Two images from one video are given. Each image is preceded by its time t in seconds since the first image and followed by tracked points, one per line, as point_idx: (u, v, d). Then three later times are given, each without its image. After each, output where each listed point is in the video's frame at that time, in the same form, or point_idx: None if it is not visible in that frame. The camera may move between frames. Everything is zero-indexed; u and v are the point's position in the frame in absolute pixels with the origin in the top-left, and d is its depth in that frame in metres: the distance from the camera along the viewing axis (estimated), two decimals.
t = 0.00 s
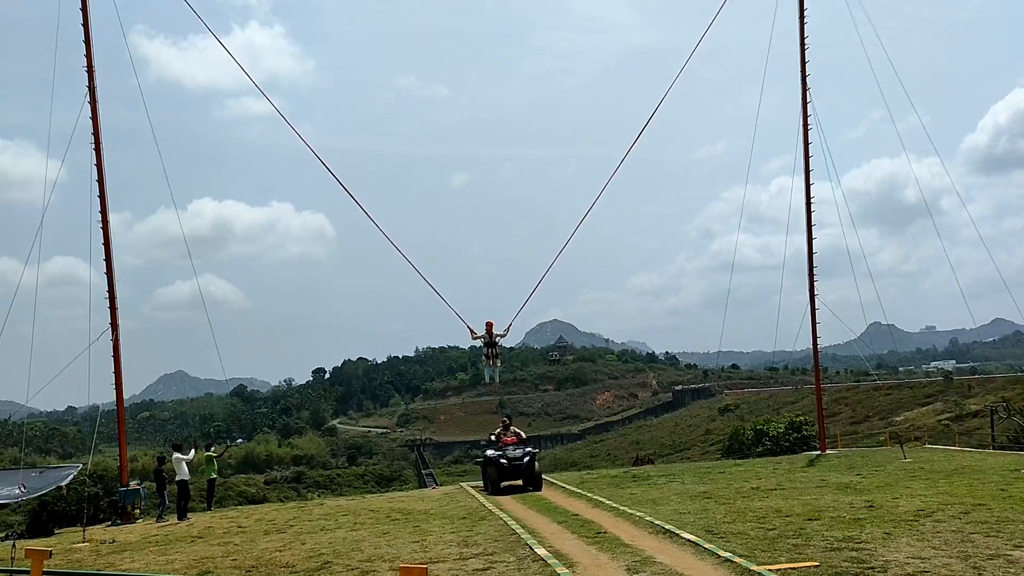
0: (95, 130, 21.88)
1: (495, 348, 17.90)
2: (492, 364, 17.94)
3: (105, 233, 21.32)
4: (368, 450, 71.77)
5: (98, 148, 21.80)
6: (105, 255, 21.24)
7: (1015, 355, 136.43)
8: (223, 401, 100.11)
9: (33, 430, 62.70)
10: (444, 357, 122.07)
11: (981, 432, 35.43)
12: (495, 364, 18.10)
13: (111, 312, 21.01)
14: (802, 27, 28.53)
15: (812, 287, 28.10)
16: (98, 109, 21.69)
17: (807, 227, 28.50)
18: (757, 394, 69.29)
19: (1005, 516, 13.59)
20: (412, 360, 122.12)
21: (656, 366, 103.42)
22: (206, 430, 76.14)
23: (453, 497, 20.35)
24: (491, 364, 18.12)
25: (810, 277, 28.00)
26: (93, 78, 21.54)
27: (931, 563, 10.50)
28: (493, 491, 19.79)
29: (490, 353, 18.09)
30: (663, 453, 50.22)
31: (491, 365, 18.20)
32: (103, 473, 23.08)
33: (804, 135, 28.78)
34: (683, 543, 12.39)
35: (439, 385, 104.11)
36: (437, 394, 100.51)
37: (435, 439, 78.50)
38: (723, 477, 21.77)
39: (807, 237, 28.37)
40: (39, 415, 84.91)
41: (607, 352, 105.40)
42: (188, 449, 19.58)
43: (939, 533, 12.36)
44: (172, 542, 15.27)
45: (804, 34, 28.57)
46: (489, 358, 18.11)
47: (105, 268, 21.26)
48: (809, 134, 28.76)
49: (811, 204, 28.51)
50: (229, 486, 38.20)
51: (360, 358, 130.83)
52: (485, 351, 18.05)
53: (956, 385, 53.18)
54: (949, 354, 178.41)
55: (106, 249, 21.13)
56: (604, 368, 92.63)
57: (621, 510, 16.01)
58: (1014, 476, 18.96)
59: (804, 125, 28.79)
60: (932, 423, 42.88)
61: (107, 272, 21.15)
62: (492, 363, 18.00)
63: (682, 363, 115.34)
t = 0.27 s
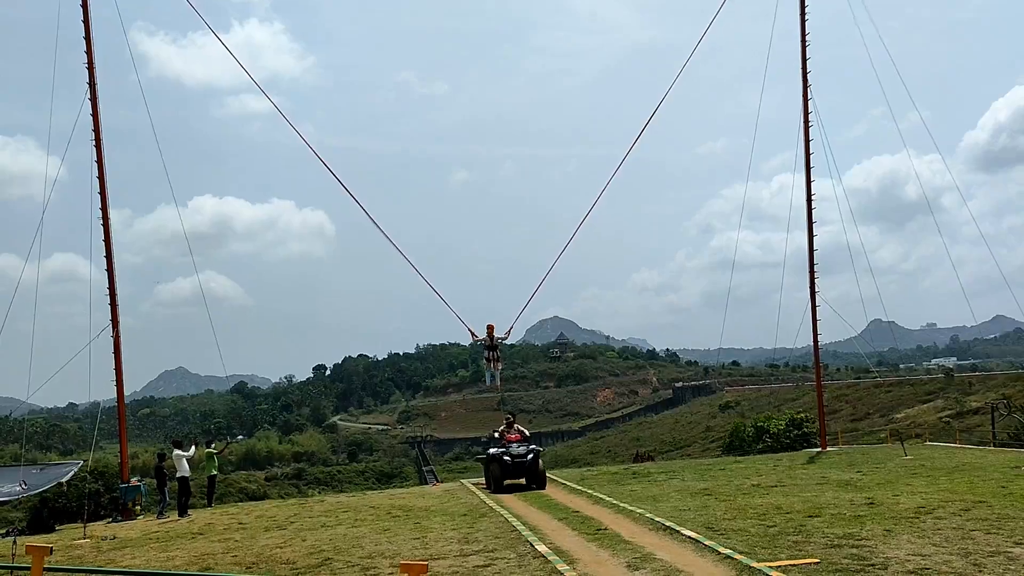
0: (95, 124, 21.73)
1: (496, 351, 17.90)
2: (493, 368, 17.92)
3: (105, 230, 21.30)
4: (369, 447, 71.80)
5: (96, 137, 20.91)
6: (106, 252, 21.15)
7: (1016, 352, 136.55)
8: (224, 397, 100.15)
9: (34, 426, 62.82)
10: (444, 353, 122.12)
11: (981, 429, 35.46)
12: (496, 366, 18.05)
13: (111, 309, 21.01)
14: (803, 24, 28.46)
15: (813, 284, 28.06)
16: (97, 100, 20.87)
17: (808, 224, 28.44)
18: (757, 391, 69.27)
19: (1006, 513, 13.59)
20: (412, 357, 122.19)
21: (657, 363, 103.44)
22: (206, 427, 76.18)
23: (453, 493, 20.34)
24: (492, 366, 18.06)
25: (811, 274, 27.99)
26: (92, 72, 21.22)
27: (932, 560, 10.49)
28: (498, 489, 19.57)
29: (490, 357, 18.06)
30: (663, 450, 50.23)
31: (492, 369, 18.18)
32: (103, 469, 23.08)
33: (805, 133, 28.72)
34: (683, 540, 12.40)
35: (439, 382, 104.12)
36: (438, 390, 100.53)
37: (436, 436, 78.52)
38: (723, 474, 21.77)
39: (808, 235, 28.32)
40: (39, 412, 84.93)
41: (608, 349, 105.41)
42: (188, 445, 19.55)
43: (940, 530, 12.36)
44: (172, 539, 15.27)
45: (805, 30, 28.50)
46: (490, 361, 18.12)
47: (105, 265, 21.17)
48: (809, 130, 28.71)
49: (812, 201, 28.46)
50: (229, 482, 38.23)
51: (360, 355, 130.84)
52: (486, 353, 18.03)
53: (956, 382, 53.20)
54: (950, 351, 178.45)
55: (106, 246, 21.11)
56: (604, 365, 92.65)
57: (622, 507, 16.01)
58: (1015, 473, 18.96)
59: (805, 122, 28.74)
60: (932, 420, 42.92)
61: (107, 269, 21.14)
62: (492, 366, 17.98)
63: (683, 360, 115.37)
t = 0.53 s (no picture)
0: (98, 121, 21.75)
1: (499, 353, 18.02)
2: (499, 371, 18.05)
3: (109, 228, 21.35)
4: (371, 444, 71.92)
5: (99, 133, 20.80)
6: (109, 250, 21.22)
7: (1018, 348, 136.59)
8: (226, 394, 100.30)
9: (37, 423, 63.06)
10: (446, 350, 122.27)
11: (983, 425, 35.48)
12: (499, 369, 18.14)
13: (114, 306, 21.05)
14: (806, 21, 28.42)
15: (815, 281, 28.06)
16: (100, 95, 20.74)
17: (810, 221, 28.41)
18: (760, 387, 69.28)
19: (1008, 509, 13.60)
20: (415, 354, 122.35)
21: (659, 360, 103.48)
22: (209, 424, 76.33)
23: (455, 490, 20.37)
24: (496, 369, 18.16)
25: (813, 271, 27.99)
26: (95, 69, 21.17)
27: (934, 557, 10.50)
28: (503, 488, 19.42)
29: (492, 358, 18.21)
30: (665, 447, 50.30)
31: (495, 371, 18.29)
32: (106, 466, 23.14)
33: (807, 129, 28.69)
34: (685, 536, 12.42)
35: (441, 379, 104.22)
36: (440, 387, 100.65)
37: (438, 433, 78.63)
38: (725, 471, 21.78)
39: (810, 231, 28.29)
40: (43, 409, 85.11)
41: (610, 346, 105.46)
42: (190, 443, 19.62)
43: (942, 527, 12.37)
44: (175, 535, 15.31)
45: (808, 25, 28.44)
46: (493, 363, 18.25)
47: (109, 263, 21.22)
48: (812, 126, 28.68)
49: (815, 198, 28.43)
50: (232, 479, 38.33)
51: (362, 352, 131.00)
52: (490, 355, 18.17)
53: (959, 378, 53.20)
54: (952, 348, 178.41)
55: (109, 243, 21.16)
56: (606, 362, 92.72)
57: (624, 504, 16.02)
58: (1017, 470, 18.97)
59: (808, 118, 28.71)
60: (934, 416, 42.95)
61: (111, 267, 21.19)
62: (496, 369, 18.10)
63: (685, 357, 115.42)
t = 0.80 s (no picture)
0: (99, 117, 21.76)
1: (502, 354, 18.06)
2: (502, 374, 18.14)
3: (110, 225, 21.35)
4: (372, 441, 71.96)
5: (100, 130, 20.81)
6: (111, 246, 21.23)
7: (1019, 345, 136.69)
8: (227, 391, 100.35)
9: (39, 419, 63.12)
10: (447, 347, 122.37)
11: (984, 422, 35.47)
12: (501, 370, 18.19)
13: (116, 303, 21.06)
14: (807, 17, 28.36)
15: (816, 277, 28.03)
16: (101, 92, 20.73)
17: (812, 218, 28.37)
18: (761, 384, 69.28)
19: (1009, 506, 13.59)
20: (416, 350, 122.45)
21: (660, 356, 103.51)
22: (210, 420, 76.34)
23: (456, 486, 20.38)
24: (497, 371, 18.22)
25: (815, 267, 27.97)
26: (96, 65, 21.12)
27: (935, 554, 10.49)
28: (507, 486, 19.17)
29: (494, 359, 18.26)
30: (666, 444, 50.31)
31: (497, 373, 18.30)
32: (108, 463, 23.16)
33: (809, 125, 28.65)
34: (686, 532, 12.42)
35: (443, 375, 104.27)
36: (441, 384, 100.71)
37: (439, 430, 78.67)
38: (726, 468, 21.78)
39: (812, 228, 28.25)
40: (44, 406, 85.17)
41: (611, 343, 105.51)
42: (191, 439, 19.64)
43: (943, 524, 12.35)
44: (177, 532, 15.32)
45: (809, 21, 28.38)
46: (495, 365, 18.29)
47: (110, 260, 21.24)
48: (813, 122, 28.64)
49: (816, 195, 28.38)
50: (233, 476, 38.35)
51: (363, 348, 131.08)
52: (492, 356, 18.22)
53: (960, 375, 53.20)
54: (953, 345, 178.50)
55: (110, 240, 21.16)
56: (607, 359, 92.72)
57: (625, 500, 16.02)
58: (1018, 466, 18.95)
59: (809, 114, 28.65)
60: (935, 413, 42.94)
61: (112, 264, 21.20)
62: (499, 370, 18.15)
63: (686, 354, 115.40)
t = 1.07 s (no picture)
0: (100, 115, 21.77)
1: (505, 354, 18.06)
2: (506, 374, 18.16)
3: (111, 223, 21.34)
4: (374, 439, 71.98)
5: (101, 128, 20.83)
6: (112, 244, 21.24)
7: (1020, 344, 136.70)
8: (229, 389, 100.35)
9: (40, 417, 63.11)
10: (448, 345, 122.45)
11: (986, 421, 35.47)
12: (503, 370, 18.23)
13: (118, 301, 21.10)
14: (809, 14, 28.30)
15: (818, 275, 28.01)
16: (101, 90, 20.76)
17: (814, 216, 28.32)
18: (762, 382, 69.30)
19: (1011, 504, 13.58)
20: (417, 348, 122.45)
21: (661, 355, 103.54)
22: (211, 418, 76.37)
23: (457, 485, 20.35)
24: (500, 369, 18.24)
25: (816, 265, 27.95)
26: (97, 63, 21.15)
27: (937, 552, 10.48)
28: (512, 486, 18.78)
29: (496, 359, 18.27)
30: (667, 442, 50.31)
31: (500, 373, 18.32)
32: (110, 461, 23.17)
33: (811, 124, 28.62)
34: (687, 531, 12.42)
35: (444, 373, 104.29)
36: (442, 382, 100.74)
37: (440, 428, 78.68)
38: (728, 466, 21.79)
39: (813, 226, 28.21)
40: (45, 404, 85.18)
41: (613, 341, 105.49)
42: (193, 437, 19.61)
43: (944, 521, 12.36)
44: (178, 530, 15.34)
45: (811, 19, 28.33)
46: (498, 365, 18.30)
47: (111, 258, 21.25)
48: (815, 121, 28.61)
49: (819, 192, 28.34)
50: (235, 474, 38.35)
51: (364, 346, 131.10)
52: (495, 355, 18.21)
53: (962, 373, 53.13)
54: (954, 343, 178.42)
55: (112, 238, 21.16)
56: (608, 357, 92.73)
57: (626, 498, 16.02)
58: (1020, 465, 18.94)
59: (811, 113, 28.62)
60: (936, 412, 42.94)
61: (113, 261, 21.19)
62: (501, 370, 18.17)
63: (687, 352, 115.41)
